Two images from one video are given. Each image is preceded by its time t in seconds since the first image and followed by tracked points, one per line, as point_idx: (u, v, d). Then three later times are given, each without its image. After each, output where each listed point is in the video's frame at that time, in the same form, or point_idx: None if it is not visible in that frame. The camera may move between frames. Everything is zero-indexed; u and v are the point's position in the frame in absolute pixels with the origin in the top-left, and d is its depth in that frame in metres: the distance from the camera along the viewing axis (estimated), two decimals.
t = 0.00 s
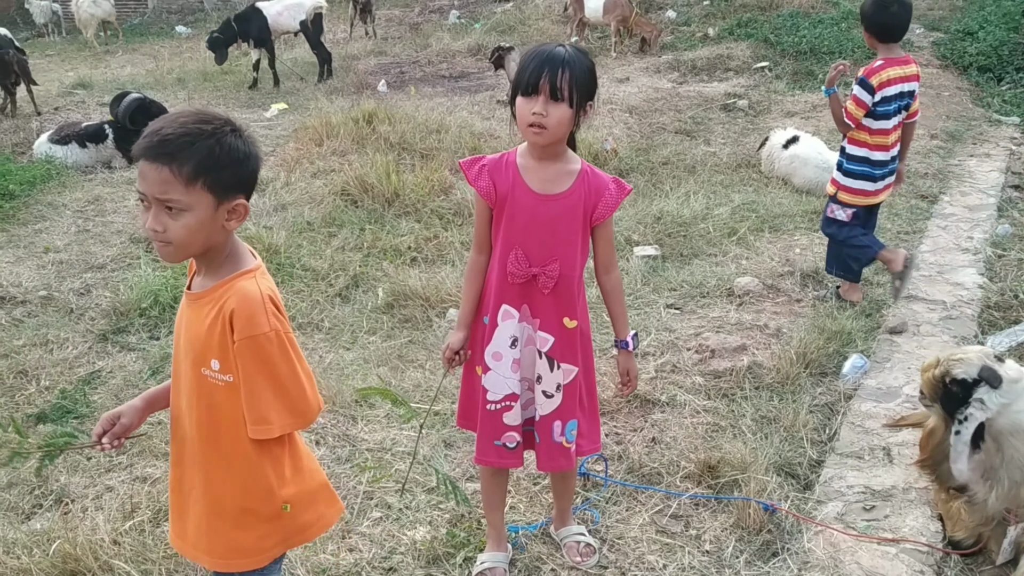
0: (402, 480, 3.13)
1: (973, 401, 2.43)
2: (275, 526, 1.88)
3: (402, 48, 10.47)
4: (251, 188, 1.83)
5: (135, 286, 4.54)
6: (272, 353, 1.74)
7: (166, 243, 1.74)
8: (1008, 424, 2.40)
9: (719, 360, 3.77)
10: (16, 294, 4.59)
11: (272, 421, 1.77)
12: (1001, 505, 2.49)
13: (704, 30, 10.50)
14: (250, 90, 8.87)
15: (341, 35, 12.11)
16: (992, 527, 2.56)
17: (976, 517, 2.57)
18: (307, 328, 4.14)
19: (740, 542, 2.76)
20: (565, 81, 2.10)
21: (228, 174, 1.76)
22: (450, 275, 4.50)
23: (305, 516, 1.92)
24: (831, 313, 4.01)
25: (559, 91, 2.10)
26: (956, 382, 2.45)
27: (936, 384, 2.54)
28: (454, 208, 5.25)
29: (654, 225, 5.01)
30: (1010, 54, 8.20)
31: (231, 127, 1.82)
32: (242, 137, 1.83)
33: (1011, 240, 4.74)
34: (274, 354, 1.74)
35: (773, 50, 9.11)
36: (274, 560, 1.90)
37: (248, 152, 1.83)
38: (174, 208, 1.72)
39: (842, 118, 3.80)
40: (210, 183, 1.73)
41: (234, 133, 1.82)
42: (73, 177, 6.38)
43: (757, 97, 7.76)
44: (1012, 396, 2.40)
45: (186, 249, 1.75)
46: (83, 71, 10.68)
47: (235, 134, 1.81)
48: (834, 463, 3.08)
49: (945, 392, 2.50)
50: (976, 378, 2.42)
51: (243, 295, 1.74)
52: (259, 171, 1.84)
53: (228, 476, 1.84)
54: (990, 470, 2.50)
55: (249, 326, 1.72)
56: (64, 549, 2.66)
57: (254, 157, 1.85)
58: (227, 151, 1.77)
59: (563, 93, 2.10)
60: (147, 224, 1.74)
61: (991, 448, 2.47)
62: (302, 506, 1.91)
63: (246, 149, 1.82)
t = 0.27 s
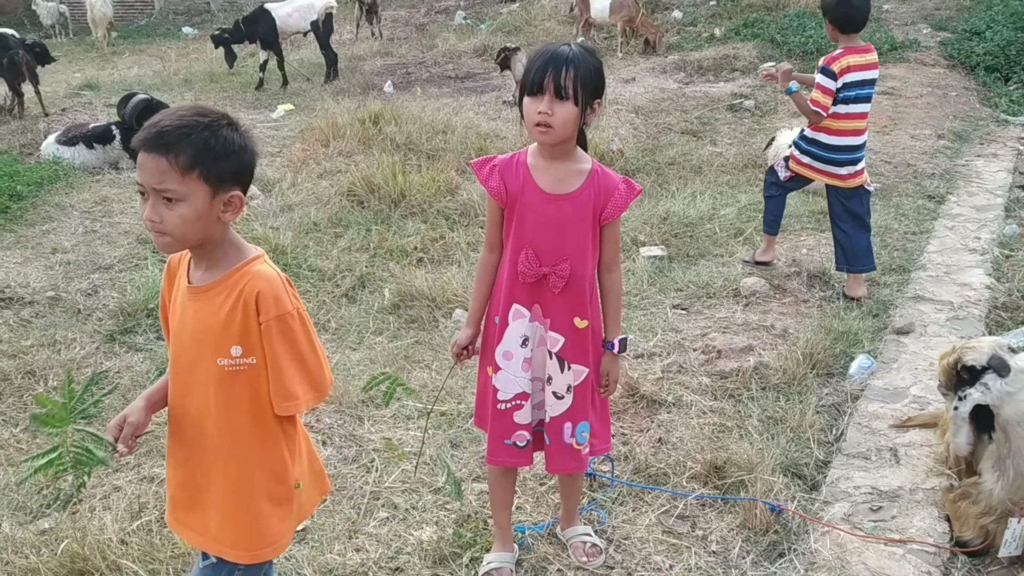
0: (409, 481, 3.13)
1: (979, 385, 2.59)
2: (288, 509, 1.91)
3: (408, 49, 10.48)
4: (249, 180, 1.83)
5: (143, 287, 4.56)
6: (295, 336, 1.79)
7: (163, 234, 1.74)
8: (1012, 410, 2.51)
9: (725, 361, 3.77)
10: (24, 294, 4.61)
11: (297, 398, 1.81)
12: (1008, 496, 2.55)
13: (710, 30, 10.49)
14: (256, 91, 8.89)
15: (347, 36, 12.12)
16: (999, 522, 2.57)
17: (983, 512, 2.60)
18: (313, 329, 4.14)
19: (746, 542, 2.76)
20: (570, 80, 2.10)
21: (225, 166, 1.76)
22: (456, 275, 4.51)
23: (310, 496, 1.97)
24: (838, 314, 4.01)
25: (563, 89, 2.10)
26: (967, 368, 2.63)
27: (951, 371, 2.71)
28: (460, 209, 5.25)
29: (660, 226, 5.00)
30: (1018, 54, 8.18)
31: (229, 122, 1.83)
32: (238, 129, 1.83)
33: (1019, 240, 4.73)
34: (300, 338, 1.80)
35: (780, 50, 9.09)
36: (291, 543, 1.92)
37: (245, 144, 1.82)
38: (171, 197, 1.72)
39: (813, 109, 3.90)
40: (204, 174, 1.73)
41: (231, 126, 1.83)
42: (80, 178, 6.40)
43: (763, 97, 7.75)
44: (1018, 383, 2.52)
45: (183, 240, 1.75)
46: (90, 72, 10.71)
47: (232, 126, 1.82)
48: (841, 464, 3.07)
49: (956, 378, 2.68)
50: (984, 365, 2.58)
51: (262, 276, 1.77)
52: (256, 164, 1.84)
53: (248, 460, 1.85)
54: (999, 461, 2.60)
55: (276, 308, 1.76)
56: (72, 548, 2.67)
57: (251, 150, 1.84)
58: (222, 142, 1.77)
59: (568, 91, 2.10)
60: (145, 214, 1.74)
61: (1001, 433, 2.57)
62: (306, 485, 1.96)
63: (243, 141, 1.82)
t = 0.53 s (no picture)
0: (419, 484, 3.14)
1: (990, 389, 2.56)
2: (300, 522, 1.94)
3: (418, 53, 10.51)
4: (251, 190, 1.80)
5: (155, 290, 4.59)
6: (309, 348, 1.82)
7: (167, 248, 1.69)
8: None
9: (735, 365, 3.77)
10: (37, 297, 4.64)
11: (313, 409, 1.83)
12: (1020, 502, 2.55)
13: (720, 34, 10.49)
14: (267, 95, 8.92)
15: (357, 40, 12.17)
16: (1012, 527, 2.57)
17: (996, 517, 2.60)
18: (324, 332, 4.16)
19: (756, 546, 2.77)
20: (576, 82, 2.11)
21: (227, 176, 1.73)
22: (466, 279, 4.52)
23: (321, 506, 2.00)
24: (848, 318, 4.01)
25: (570, 92, 2.11)
26: (979, 372, 2.60)
27: (962, 374, 2.68)
28: (470, 212, 5.27)
29: (670, 230, 5.01)
30: None
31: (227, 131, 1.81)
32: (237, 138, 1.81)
33: None
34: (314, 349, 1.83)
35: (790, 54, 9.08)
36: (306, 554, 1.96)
37: (245, 154, 1.80)
38: (174, 210, 1.68)
39: (761, 112, 4.03)
40: (209, 184, 1.70)
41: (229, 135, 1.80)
42: (92, 181, 6.44)
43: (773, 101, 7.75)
44: None
45: (188, 254, 1.71)
46: (102, 77, 10.78)
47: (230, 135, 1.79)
48: (851, 468, 3.07)
49: (967, 382, 2.65)
50: (997, 369, 2.56)
51: (274, 287, 1.80)
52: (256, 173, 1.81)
53: (263, 477, 1.87)
54: (1010, 466, 2.59)
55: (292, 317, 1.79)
56: (84, 550, 2.70)
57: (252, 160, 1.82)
58: (224, 151, 1.75)
59: (574, 94, 2.11)
60: (146, 230, 1.70)
61: (1013, 438, 2.56)
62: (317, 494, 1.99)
63: (243, 150, 1.80)
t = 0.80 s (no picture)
0: (428, 491, 3.13)
1: (1004, 399, 2.58)
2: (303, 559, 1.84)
3: (428, 59, 10.51)
4: (251, 202, 1.76)
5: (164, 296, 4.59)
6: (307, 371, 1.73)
7: (163, 261, 1.64)
8: None
9: (746, 372, 3.75)
10: (46, 302, 4.65)
11: (310, 440, 1.74)
12: None
13: (730, 40, 10.47)
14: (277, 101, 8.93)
15: (367, 46, 12.18)
16: None
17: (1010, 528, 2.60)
18: (333, 338, 4.16)
19: (768, 555, 2.74)
20: (583, 87, 2.11)
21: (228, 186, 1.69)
22: (475, 285, 4.51)
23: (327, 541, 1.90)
24: (860, 325, 3.99)
25: (577, 96, 2.10)
26: (991, 382, 2.62)
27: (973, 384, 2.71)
28: (480, 219, 5.26)
29: (680, 236, 4.99)
30: None
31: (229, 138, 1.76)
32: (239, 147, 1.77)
33: None
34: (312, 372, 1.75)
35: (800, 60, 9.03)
36: None
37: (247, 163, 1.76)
38: (172, 220, 1.64)
39: (741, 106, 3.99)
40: (207, 193, 1.65)
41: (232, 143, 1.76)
42: (102, 186, 6.46)
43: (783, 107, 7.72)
44: None
45: (184, 267, 1.65)
46: (112, 82, 10.82)
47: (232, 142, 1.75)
48: (863, 477, 3.05)
49: (979, 392, 2.68)
50: (1009, 380, 2.59)
51: (270, 308, 1.71)
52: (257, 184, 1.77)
53: (261, 508, 1.79)
54: None
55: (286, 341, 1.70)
56: (92, 556, 2.69)
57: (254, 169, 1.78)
58: (224, 159, 1.71)
59: (582, 98, 2.10)
60: (144, 241, 1.65)
61: None
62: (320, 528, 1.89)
63: (245, 159, 1.76)
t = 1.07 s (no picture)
0: (439, 499, 3.15)
1: (1014, 410, 2.57)
2: None
3: (439, 70, 10.58)
4: (259, 219, 1.79)
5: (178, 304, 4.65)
6: (303, 393, 1.72)
7: (171, 280, 1.67)
8: None
9: (756, 382, 3.76)
10: (62, 310, 4.71)
11: (305, 464, 1.73)
12: None
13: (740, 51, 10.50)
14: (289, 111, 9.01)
15: (378, 57, 12.28)
16: None
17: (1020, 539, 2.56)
18: (345, 347, 4.19)
19: (777, 565, 2.76)
20: (590, 98, 2.13)
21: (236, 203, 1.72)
22: (486, 295, 4.54)
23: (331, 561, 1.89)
24: (869, 336, 4.00)
25: (584, 108, 2.13)
26: (1002, 393, 2.62)
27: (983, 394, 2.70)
28: (490, 228, 5.29)
29: (690, 247, 5.01)
30: None
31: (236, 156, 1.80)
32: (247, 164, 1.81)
33: None
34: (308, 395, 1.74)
35: (810, 70, 9.05)
36: None
37: (254, 180, 1.80)
38: (180, 240, 1.67)
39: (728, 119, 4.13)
40: (216, 212, 1.69)
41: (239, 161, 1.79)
42: (117, 195, 6.53)
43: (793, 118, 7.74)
44: None
45: (192, 284, 1.69)
46: (128, 93, 10.94)
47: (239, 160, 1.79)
48: (873, 486, 3.06)
49: (989, 403, 2.67)
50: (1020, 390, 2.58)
51: (269, 329, 1.72)
52: (263, 199, 1.81)
53: (263, 526, 1.80)
54: None
55: (284, 362, 1.71)
56: (107, 561, 2.73)
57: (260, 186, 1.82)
58: (232, 176, 1.74)
59: (590, 110, 2.13)
60: (152, 261, 1.68)
61: None
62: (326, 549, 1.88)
63: (252, 176, 1.79)
